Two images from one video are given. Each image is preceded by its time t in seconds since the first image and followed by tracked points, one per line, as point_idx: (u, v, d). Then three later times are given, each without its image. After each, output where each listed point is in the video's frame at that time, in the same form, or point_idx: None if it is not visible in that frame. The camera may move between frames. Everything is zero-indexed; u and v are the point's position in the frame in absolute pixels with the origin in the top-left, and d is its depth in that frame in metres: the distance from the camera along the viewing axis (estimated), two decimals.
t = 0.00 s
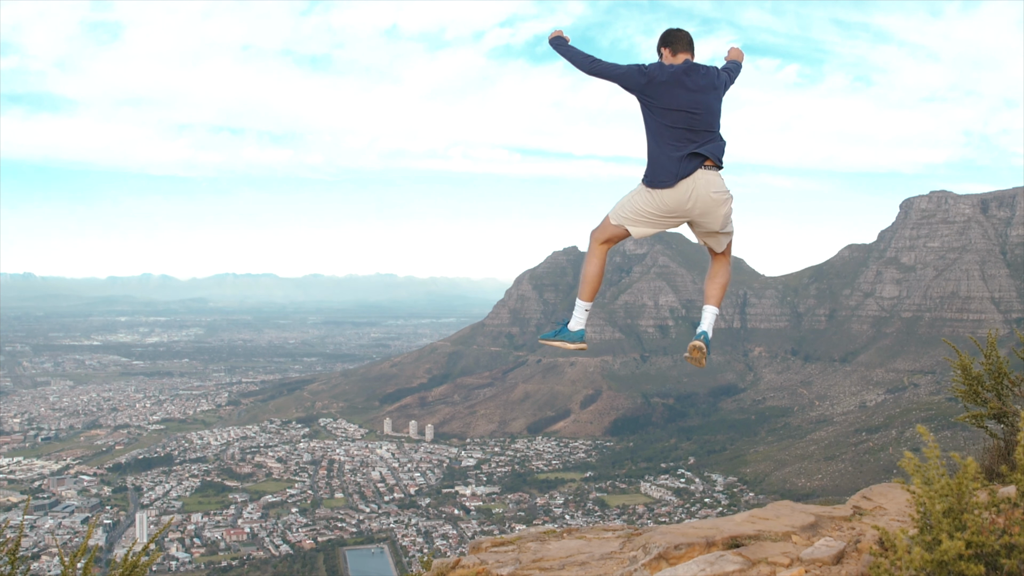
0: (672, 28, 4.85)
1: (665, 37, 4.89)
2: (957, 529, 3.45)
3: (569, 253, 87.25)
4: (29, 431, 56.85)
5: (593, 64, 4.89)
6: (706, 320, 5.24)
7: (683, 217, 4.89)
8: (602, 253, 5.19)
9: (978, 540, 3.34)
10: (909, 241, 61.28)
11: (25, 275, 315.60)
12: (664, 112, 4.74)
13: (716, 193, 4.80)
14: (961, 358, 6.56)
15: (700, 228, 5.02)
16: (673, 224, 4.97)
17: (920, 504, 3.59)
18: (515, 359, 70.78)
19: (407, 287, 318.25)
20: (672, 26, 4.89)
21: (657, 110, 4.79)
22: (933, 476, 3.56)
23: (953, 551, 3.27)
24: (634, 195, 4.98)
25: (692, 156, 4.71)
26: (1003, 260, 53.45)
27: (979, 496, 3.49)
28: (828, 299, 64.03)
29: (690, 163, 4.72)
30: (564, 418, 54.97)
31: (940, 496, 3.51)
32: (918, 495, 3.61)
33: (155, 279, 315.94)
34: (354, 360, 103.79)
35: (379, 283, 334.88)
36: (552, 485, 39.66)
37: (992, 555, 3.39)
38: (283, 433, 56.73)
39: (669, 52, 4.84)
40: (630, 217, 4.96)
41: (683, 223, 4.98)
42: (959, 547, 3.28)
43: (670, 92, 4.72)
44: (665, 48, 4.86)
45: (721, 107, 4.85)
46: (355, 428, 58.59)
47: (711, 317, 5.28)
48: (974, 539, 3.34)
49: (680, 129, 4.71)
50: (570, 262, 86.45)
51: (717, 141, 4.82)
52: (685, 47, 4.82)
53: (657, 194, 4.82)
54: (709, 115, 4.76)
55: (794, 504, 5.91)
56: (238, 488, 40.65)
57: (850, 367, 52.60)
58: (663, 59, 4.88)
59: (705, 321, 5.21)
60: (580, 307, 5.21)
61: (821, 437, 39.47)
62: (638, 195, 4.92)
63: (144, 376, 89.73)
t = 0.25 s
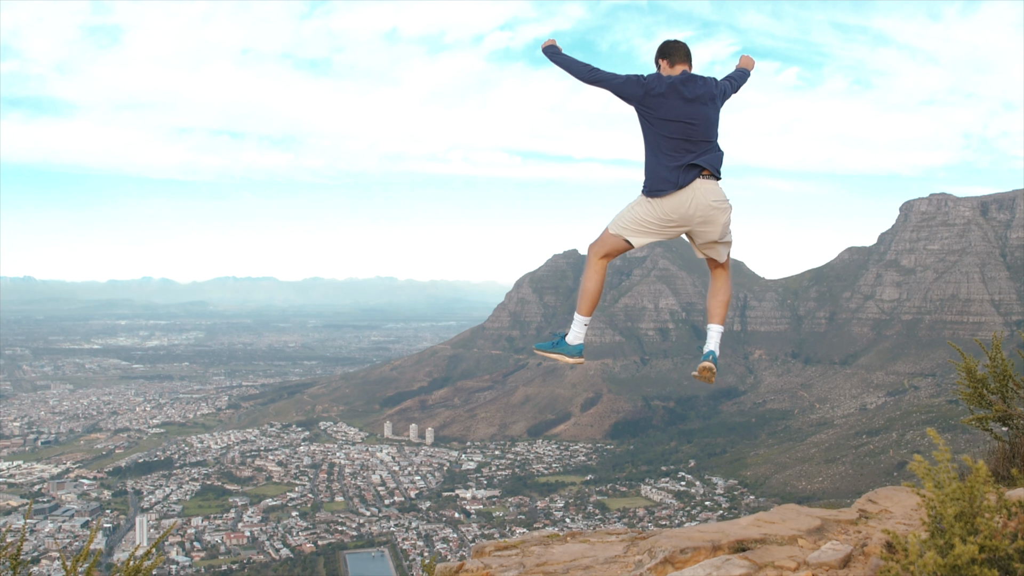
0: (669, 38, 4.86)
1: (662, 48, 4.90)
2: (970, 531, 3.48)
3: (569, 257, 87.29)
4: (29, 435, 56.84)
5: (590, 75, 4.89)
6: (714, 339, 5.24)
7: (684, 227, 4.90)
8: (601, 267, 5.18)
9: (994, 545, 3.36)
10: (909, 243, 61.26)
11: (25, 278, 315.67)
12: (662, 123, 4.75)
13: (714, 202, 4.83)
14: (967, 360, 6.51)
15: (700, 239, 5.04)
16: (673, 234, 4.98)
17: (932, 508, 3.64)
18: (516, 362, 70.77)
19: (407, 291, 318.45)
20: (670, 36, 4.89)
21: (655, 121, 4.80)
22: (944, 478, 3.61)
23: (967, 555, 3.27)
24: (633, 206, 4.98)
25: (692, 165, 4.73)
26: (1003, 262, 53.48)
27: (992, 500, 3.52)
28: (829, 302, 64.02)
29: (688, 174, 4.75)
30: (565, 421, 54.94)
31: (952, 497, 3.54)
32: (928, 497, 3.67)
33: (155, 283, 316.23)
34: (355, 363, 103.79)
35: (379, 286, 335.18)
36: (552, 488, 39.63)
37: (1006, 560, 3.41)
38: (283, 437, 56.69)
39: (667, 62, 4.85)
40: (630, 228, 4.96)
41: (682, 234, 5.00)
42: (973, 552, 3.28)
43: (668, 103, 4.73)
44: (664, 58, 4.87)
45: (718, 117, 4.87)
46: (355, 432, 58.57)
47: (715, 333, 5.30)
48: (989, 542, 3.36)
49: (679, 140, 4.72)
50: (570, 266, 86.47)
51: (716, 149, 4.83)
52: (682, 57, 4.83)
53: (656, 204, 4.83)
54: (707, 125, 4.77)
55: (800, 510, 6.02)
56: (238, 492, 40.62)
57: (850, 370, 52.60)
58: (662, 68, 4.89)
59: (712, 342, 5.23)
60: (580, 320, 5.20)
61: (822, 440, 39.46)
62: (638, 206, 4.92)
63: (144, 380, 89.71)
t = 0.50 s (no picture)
0: (667, 54, 4.94)
1: (660, 63, 4.95)
2: (981, 537, 3.64)
3: (569, 261, 87.30)
4: (29, 440, 56.79)
5: (588, 90, 4.96)
6: (716, 359, 5.36)
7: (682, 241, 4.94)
8: (601, 283, 5.22)
9: (1007, 550, 3.51)
10: (909, 247, 61.28)
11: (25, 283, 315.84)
12: (661, 137, 4.80)
13: (712, 216, 4.87)
14: (972, 364, 6.58)
15: (700, 253, 5.08)
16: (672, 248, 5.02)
17: (943, 514, 3.80)
18: (516, 367, 70.76)
19: (407, 295, 318.34)
20: (668, 52, 4.94)
21: (652, 134, 4.86)
22: (955, 483, 3.77)
23: (978, 561, 3.41)
24: (632, 220, 5.03)
25: (689, 180, 4.78)
26: (1002, 266, 53.52)
27: (1004, 505, 3.68)
28: (829, 306, 64.05)
29: (687, 186, 4.80)
30: (565, 426, 54.91)
31: (963, 503, 3.70)
32: (939, 502, 3.82)
33: (155, 288, 316.11)
34: (355, 368, 103.74)
35: (379, 291, 335.07)
36: (552, 493, 39.59)
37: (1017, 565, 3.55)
38: (283, 442, 56.66)
39: (665, 77, 4.90)
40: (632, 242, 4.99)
41: (682, 247, 5.04)
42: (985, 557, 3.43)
43: (666, 117, 4.78)
44: (662, 74, 4.92)
45: (716, 130, 4.92)
46: (355, 436, 58.53)
47: (718, 349, 5.33)
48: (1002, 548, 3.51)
49: (677, 153, 4.77)
50: (570, 270, 86.46)
51: (714, 163, 4.89)
52: (680, 72, 4.89)
53: (654, 217, 4.88)
54: (705, 139, 4.82)
55: (807, 515, 6.18)
56: (238, 497, 40.57)
57: (850, 374, 52.62)
58: (659, 83, 4.94)
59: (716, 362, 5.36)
60: (580, 337, 5.25)
61: (822, 444, 39.47)
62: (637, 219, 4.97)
63: (144, 384, 89.64)
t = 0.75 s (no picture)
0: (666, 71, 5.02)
1: (658, 81, 5.02)
2: (994, 543, 3.77)
3: (569, 266, 87.33)
4: (29, 445, 56.77)
5: (589, 104, 5.03)
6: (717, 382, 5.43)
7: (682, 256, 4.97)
8: (603, 303, 5.25)
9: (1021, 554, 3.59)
10: (909, 252, 61.27)
11: (25, 288, 316.13)
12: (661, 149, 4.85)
13: (712, 231, 4.91)
14: (977, 370, 6.65)
15: (699, 267, 5.11)
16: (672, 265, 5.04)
17: (955, 520, 3.92)
18: (516, 372, 70.76)
19: (408, 301, 318.30)
20: (666, 70, 5.02)
21: (652, 148, 4.91)
22: (966, 488, 3.92)
23: (994, 566, 3.51)
24: (634, 236, 5.06)
25: (688, 194, 4.83)
26: (1003, 271, 53.58)
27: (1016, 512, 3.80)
28: (829, 310, 64.06)
29: (686, 201, 4.84)
30: (565, 431, 54.86)
31: (976, 508, 3.82)
32: (952, 507, 3.93)
33: (155, 294, 316.11)
34: (355, 374, 103.69)
35: (380, 296, 335.08)
36: (553, 498, 39.55)
37: None
38: (283, 447, 56.62)
39: (663, 95, 4.97)
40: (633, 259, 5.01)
41: (682, 262, 5.06)
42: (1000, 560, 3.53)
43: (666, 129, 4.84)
44: (659, 92, 4.99)
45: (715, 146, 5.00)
46: (355, 442, 58.51)
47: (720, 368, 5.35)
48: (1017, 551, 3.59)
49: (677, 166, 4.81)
50: (571, 275, 86.49)
51: (712, 179, 4.93)
52: (677, 89, 4.96)
53: (656, 230, 4.89)
54: (703, 156, 4.88)
55: (813, 520, 6.44)
56: (238, 503, 40.52)
57: (850, 379, 52.61)
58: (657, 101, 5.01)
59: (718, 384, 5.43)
60: (583, 358, 5.24)
61: (823, 449, 39.45)
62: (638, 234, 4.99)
63: (144, 390, 89.60)
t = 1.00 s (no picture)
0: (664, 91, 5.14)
1: (657, 100, 5.13)
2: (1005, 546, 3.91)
3: (569, 270, 87.38)
4: (29, 451, 56.81)
5: (589, 122, 5.11)
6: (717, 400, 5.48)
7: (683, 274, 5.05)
8: (604, 324, 5.29)
9: None
10: (909, 256, 61.37)
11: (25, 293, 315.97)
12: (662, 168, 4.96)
13: (711, 248, 5.02)
14: (982, 372, 6.74)
15: (697, 285, 5.20)
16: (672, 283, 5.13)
17: (968, 523, 4.06)
18: (516, 377, 70.80)
19: (408, 305, 318.27)
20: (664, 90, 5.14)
21: (650, 166, 5.01)
22: (975, 492, 4.07)
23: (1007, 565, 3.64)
24: (634, 256, 5.13)
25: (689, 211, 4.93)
26: (1003, 274, 53.67)
27: None
28: (829, 314, 64.13)
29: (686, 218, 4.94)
30: (565, 436, 54.87)
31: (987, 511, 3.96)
32: (964, 511, 4.07)
33: (155, 299, 316.17)
34: (355, 378, 103.71)
35: (380, 301, 335.16)
36: (553, 503, 39.57)
37: None
38: (283, 452, 56.63)
39: (661, 114, 5.08)
40: (635, 279, 5.07)
41: (682, 281, 5.15)
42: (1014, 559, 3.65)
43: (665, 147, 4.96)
44: (657, 111, 5.10)
45: (712, 165, 5.12)
46: (356, 447, 58.53)
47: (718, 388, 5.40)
48: None
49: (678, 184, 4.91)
50: (571, 279, 86.55)
51: (710, 196, 5.04)
52: (675, 109, 5.07)
53: (657, 248, 4.97)
54: (701, 174, 4.99)
55: (818, 524, 6.61)
56: (238, 508, 40.53)
57: (850, 383, 52.66)
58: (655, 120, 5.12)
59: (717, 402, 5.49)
60: (587, 380, 5.26)
61: (823, 453, 39.49)
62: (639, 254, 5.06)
63: (144, 395, 89.58)
